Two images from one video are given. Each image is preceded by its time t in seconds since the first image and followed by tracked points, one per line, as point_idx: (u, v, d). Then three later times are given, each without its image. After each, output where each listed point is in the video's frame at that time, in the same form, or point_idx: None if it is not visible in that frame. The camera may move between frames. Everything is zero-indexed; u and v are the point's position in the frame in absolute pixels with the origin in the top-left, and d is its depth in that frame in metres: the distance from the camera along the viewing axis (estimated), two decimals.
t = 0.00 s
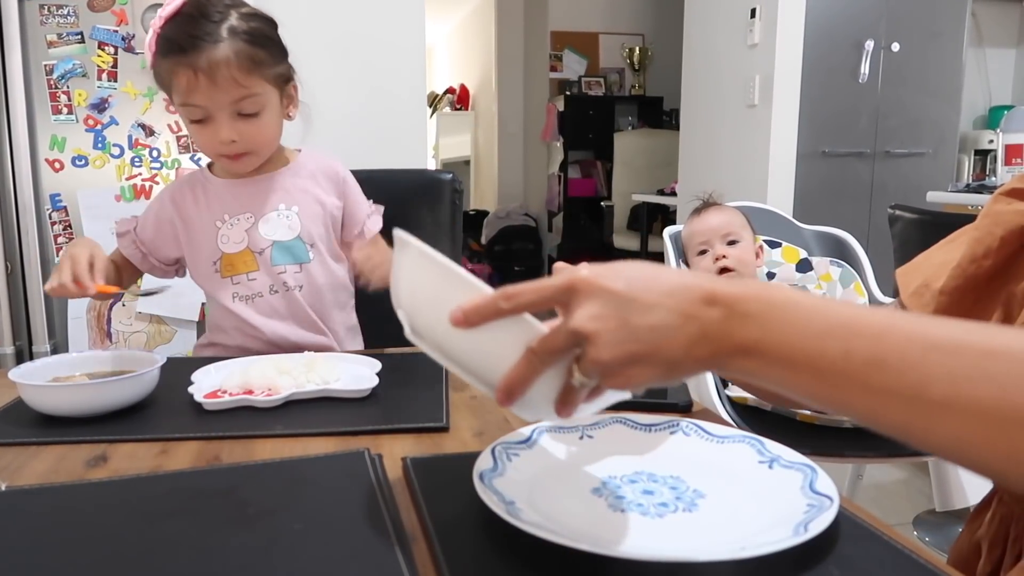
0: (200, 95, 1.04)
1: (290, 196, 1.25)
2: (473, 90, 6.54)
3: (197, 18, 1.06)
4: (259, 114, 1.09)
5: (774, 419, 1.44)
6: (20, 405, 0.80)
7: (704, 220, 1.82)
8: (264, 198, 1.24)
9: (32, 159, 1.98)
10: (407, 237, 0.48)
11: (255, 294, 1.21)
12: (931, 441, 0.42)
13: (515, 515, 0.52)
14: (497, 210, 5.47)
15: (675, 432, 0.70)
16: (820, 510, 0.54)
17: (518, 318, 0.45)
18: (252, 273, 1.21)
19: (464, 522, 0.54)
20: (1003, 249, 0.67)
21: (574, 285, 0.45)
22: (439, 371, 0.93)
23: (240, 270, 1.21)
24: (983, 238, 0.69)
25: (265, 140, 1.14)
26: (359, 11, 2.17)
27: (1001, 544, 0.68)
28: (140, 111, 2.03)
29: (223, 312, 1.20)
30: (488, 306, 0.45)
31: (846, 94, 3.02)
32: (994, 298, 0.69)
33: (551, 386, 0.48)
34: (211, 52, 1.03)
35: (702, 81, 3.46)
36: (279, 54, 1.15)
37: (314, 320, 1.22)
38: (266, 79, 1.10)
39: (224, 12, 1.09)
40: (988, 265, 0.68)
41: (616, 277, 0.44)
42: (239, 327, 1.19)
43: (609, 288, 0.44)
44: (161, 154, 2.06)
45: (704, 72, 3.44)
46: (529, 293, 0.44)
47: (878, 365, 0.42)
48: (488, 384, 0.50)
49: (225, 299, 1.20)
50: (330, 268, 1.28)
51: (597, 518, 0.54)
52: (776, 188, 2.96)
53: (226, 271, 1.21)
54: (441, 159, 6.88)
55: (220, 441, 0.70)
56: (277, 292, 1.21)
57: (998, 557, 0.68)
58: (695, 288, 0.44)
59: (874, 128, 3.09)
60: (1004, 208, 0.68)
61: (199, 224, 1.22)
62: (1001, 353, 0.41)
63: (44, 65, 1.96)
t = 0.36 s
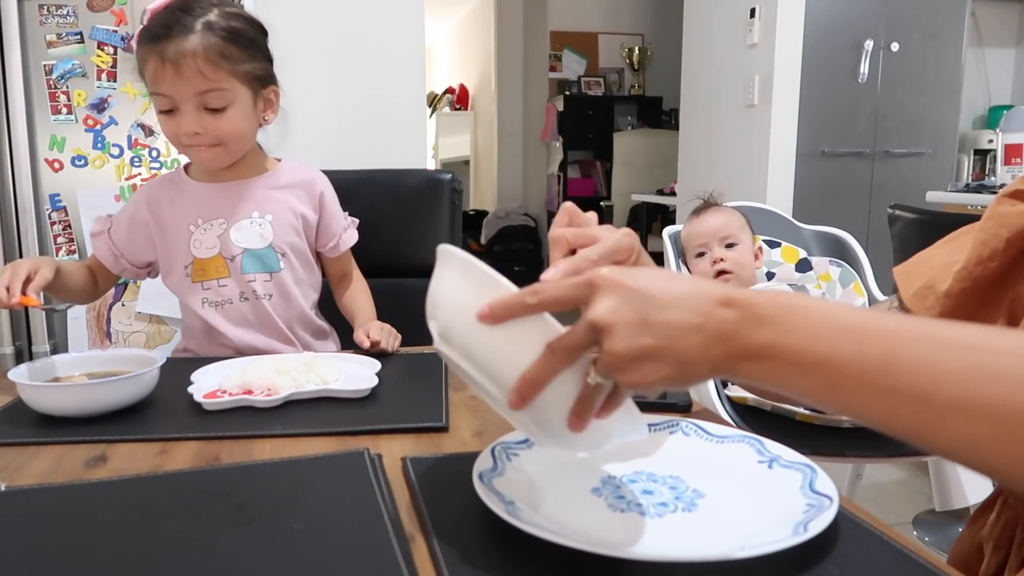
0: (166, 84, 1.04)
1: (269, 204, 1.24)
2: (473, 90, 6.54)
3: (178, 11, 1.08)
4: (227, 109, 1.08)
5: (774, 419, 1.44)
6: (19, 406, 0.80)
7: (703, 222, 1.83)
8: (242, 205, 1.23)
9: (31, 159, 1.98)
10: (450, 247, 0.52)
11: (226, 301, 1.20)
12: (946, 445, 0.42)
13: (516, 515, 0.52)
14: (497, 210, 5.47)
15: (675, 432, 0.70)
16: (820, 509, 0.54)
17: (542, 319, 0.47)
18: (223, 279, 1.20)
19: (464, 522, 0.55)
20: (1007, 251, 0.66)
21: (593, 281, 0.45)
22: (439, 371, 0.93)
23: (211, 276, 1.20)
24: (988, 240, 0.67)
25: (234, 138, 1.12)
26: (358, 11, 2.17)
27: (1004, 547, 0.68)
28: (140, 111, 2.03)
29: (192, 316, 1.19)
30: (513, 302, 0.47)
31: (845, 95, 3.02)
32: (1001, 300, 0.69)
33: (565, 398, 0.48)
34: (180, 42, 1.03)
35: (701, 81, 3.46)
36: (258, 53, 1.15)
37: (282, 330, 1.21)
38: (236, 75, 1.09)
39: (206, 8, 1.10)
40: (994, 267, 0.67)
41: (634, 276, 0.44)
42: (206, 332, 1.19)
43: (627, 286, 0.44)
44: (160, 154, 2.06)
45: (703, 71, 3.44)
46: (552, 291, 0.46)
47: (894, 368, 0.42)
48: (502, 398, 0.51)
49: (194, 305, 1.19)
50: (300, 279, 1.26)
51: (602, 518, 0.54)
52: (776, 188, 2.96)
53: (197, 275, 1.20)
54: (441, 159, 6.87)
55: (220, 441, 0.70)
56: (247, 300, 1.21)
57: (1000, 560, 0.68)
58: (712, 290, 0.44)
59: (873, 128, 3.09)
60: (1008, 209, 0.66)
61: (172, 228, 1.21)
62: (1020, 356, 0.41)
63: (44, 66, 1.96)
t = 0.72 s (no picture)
0: (169, 79, 1.03)
1: (259, 203, 1.24)
2: (473, 90, 6.54)
3: (180, 7, 1.08)
4: (229, 106, 1.08)
5: (774, 419, 1.44)
6: (19, 406, 0.80)
7: (704, 222, 1.84)
8: (231, 203, 1.22)
9: (31, 159, 1.98)
10: (442, 230, 0.50)
11: (214, 299, 1.19)
12: (942, 440, 0.41)
13: (516, 515, 0.52)
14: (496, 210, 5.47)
15: (674, 432, 0.70)
16: (820, 509, 0.54)
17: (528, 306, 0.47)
18: (212, 277, 1.20)
19: (463, 521, 0.55)
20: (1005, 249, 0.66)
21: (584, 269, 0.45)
22: (438, 371, 0.93)
23: (200, 274, 1.19)
24: (988, 236, 0.67)
25: (234, 137, 1.12)
26: (357, 11, 2.17)
27: (1003, 545, 0.68)
28: (139, 111, 2.02)
29: (178, 314, 1.18)
30: (501, 287, 0.47)
31: (844, 95, 3.02)
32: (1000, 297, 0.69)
33: (549, 386, 0.48)
34: (187, 37, 1.03)
35: (701, 81, 3.46)
36: (258, 53, 1.15)
37: (271, 329, 1.22)
38: (239, 73, 1.10)
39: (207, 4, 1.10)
40: (993, 264, 0.67)
41: (626, 265, 0.44)
42: (194, 331, 1.18)
43: (619, 274, 0.44)
44: (160, 154, 2.06)
45: (703, 71, 3.44)
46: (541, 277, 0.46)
47: (887, 362, 0.42)
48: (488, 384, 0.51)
49: (181, 303, 1.18)
50: (287, 277, 1.27)
51: (602, 518, 0.54)
52: (775, 187, 2.96)
53: (185, 273, 1.19)
54: (441, 159, 6.87)
55: (219, 441, 0.70)
56: (237, 299, 1.20)
57: (999, 559, 0.68)
58: (704, 283, 0.45)
59: (872, 128, 3.09)
60: (1009, 207, 0.65)
61: (157, 224, 1.19)
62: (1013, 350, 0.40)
63: (42, 65, 1.96)
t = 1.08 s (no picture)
0: (184, 72, 1.02)
1: (259, 202, 1.25)
2: (472, 89, 6.53)
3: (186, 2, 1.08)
4: (241, 100, 1.09)
5: (774, 418, 1.44)
6: (18, 406, 0.80)
7: (703, 223, 1.83)
8: (233, 201, 1.23)
9: (31, 159, 1.98)
10: (436, 232, 0.52)
11: (220, 297, 1.19)
12: (933, 452, 0.42)
13: (515, 515, 0.52)
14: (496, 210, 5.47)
15: (675, 432, 0.70)
16: (819, 509, 0.54)
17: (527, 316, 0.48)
18: (217, 275, 1.20)
19: (463, 521, 0.55)
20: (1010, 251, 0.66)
21: (584, 277, 0.45)
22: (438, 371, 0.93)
23: (205, 272, 1.19)
24: (992, 238, 0.66)
25: (243, 133, 1.12)
26: (357, 11, 2.17)
27: (1006, 546, 0.68)
28: (139, 111, 2.02)
29: (182, 312, 1.16)
30: (502, 294, 0.47)
31: (844, 94, 3.02)
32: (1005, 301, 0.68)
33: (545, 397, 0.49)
34: (203, 31, 1.04)
35: (701, 80, 3.46)
36: (260, 49, 1.16)
37: (274, 328, 1.23)
38: (249, 68, 1.10)
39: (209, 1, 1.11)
40: (998, 266, 0.66)
41: (626, 276, 0.45)
42: (201, 330, 1.17)
43: (621, 283, 0.44)
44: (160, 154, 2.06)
45: (703, 71, 3.44)
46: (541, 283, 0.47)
47: (884, 375, 0.42)
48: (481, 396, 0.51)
49: (187, 302, 1.17)
50: (284, 275, 1.28)
51: (601, 518, 0.54)
52: (775, 187, 2.96)
53: (190, 271, 1.18)
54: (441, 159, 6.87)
55: (219, 441, 0.70)
56: (242, 297, 1.21)
57: (1002, 559, 0.67)
58: (703, 294, 0.44)
59: (872, 128, 3.09)
60: (1013, 208, 0.65)
61: (160, 220, 1.17)
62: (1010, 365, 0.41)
63: (42, 66, 1.96)
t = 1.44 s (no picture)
0: (174, 70, 1.02)
1: (260, 203, 1.25)
2: (472, 89, 6.53)
3: None
4: (233, 99, 1.08)
5: (773, 418, 1.44)
6: (19, 406, 0.80)
7: (704, 220, 1.84)
8: (233, 201, 1.23)
9: (31, 159, 1.98)
10: (457, 221, 0.49)
11: (215, 298, 1.19)
12: (940, 479, 0.42)
13: (516, 515, 0.52)
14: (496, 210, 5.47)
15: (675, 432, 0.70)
16: (819, 509, 0.54)
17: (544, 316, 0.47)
18: (213, 276, 1.19)
19: (463, 521, 0.55)
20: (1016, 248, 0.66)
21: (603, 291, 0.45)
22: (438, 371, 0.93)
23: (201, 271, 1.19)
24: (998, 236, 0.67)
25: (237, 130, 1.12)
26: (357, 10, 2.17)
27: (1006, 543, 0.68)
28: (139, 111, 2.02)
29: (175, 311, 1.16)
30: (517, 296, 0.47)
31: (844, 94, 3.02)
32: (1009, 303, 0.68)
33: (563, 390, 0.49)
34: (195, 28, 1.03)
35: (700, 80, 3.45)
36: (260, 45, 1.15)
37: (269, 330, 1.23)
38: (244, 65, 1.10)
39: None
40: (1004, 263, 0.67)
41: (646, 291, 0.45)
42: (193, 329, 1.17)
43: (640, 300, 0.44)
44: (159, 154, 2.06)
45: (703, 70, 3.44)
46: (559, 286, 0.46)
47: (894, 401, 0.42)
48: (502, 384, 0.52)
49: (181, 300, 1.17)
50: (280, 278, 1.28)
51: (600, 520, 0.54)
52: (775, 186, 2.96)
53: (186, 270, 1.18)
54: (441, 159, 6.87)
55: (219, 441, 0.70)
56: (238, 298, 1.20)
57: (1004, 555, 0.67)
58: (720, 312, 0.44)
59: (872, 127, 3.09)
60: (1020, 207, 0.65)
61: (157, 218, 1.18)
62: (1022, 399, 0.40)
63: (42, 66, 1.96)
